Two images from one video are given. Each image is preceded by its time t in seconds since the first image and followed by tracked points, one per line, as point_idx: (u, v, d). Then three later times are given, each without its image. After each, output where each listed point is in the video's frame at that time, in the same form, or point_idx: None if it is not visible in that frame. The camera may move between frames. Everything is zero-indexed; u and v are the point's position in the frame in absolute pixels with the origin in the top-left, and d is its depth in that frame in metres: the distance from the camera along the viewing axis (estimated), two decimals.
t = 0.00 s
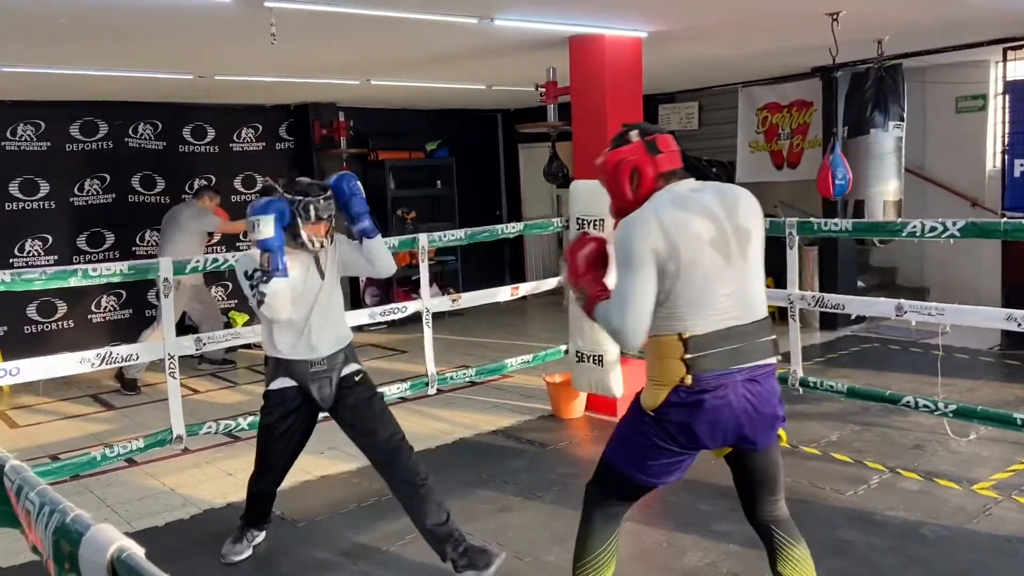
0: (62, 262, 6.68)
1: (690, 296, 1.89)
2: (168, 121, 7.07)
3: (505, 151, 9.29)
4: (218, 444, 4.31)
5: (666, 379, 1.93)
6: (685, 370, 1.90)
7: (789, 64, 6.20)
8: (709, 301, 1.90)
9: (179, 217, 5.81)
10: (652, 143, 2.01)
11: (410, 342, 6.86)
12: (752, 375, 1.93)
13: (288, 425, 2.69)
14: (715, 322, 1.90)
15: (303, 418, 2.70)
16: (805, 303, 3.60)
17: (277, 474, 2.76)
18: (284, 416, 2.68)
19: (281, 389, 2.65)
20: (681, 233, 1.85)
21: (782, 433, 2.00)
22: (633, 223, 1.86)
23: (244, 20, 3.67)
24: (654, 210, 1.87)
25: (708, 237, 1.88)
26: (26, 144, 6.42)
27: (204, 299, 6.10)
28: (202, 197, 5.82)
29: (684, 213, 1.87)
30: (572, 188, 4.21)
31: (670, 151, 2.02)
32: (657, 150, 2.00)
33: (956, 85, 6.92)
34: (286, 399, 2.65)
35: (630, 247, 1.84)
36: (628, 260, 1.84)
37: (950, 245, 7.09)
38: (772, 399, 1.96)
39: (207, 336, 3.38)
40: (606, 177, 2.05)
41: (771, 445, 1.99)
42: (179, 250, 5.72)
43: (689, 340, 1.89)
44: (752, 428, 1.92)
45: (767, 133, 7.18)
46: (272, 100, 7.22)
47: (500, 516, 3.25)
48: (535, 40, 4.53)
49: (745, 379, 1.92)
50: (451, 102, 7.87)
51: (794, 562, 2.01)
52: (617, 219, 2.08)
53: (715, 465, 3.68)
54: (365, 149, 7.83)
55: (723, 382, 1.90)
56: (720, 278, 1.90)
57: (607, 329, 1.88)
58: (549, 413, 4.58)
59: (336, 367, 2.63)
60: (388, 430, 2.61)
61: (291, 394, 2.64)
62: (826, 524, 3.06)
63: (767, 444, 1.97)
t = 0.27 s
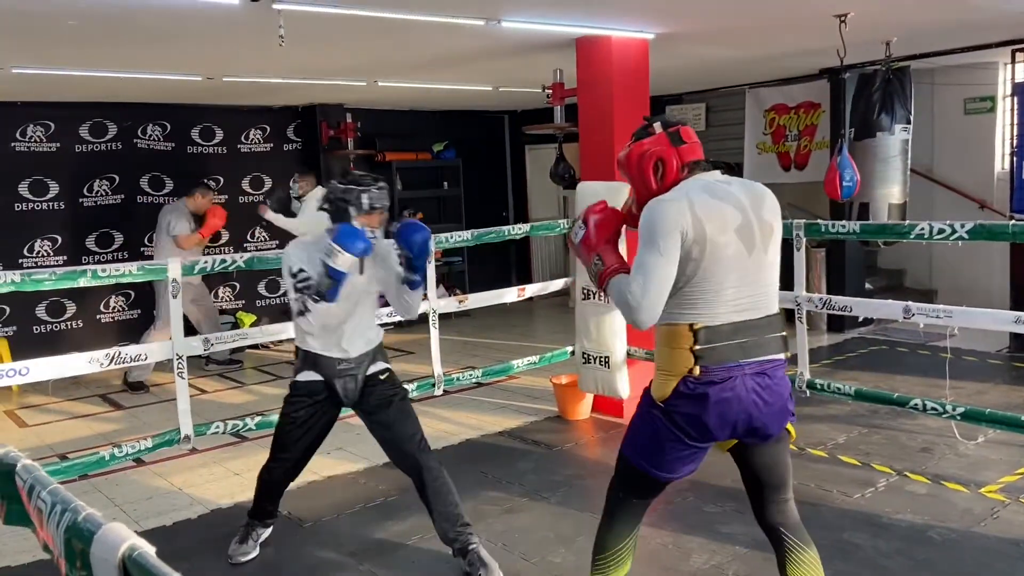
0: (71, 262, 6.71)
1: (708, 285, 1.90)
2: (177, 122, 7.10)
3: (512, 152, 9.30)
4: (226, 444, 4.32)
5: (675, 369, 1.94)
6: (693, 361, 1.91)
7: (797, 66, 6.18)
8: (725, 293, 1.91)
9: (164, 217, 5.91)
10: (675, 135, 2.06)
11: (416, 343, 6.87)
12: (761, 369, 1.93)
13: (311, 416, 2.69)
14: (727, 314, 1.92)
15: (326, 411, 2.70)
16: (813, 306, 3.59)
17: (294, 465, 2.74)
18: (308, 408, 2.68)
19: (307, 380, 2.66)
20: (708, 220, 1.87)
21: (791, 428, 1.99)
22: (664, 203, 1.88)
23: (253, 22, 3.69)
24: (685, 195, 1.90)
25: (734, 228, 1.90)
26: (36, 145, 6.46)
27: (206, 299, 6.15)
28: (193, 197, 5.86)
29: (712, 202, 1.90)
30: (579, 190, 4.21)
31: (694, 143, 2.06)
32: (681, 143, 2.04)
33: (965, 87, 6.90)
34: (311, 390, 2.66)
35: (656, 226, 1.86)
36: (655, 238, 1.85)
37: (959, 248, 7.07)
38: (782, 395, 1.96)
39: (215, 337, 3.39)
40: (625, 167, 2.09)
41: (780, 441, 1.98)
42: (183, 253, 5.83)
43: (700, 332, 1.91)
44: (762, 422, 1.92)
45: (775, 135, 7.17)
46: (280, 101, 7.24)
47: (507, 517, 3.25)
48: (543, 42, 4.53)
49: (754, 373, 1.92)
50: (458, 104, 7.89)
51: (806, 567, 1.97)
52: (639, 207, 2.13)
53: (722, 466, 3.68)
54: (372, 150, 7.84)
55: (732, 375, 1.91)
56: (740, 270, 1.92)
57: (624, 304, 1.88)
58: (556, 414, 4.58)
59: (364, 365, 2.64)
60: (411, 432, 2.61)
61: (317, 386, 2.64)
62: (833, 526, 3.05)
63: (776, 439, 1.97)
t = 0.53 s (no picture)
0: (80, 263, 6.74)
1: (683, 296, 1.91)
2: (186, 123, 7.13)
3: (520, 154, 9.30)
4: (233, 444, 4.34)
5: (662, 374, 1.94)
6: (680, 365, 1.91)
7: (806, 67, 6.16)
8: (703, 301, 1.91)
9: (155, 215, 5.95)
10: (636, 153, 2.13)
11: (423, 344, 6.88)
12: (749, 369, 1.92)
13: (349, 414, 2.67)
14: (709, 320, 1.91)
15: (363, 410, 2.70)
16: (821, 308, 3.58)
17: (336, 467, 2.71)
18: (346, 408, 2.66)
19: (345, 379, 2.65)
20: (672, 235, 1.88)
21: (785, 426, 1.99)
22: (627, 227, 1.90)
23: (262, 24, 3.70)
24: (648, 214, 1.91)
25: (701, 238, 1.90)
26: (46, 146, 6.49)
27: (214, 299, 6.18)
28: (180, 192, 5.86)
29: (676, 214, 1.90)
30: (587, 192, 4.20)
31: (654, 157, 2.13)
32: (641, 159, 2.12)
33: (974, 88, 6.87)
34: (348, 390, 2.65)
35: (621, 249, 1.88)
36: (621, 262, 1.88)
37: (968, 250, 7.04)
38: (771, 393, 1.95)
39: (223, 337, 3.40)
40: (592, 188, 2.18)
41: (775, 439, 1.98)
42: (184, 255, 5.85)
43: (683, 337, 1.91)
44: (751, 422, 1.91)
45: (783, 136, 7.15)
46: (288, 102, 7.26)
47: (513, 518, 3.25)
48: (551, 43, 4.54)
49: (742, 374, 1.92)
50: (465, 105, 7.90)
51: (807, 568, 1.96)
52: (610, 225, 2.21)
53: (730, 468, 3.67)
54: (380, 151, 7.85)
55: (719, 378, 1.90)
56: (715, 278, 1.92)
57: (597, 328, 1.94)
58: (563, 416, 4.58)
59: (399, 363, 2.65)
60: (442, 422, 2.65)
61: (356, 383, 2.64)
62: (841, 529, 3.04)
63: (769, 438, 1.96)
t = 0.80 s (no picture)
0: (89, 263, 6.77)
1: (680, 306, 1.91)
2: (194, 124, 7.15)
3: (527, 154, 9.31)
4: (241, 443, 4.34)
5: (663, 381, 1.93)
6: (680, 372, 1.90)
7: (813, 67, 6.15)
8: (699, 309, 1.91)
9: (173, 216, 5.92)
10: (628, 165, 2.10)
11: (430, 344, 6.89)
12: (748, 374, 1.92)
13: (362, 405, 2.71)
14: (706, 327, 1.91)
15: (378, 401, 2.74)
16: (829, 309, 3.57)
17: (344, 451, 2.77)
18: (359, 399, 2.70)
19: (359, 371, 2.67)
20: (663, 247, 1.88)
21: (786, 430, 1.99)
22: (617, 242, 1.90)
23: (269, 24, 3.71)
24: (638, 227, 1.91)
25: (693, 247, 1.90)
26: (54, 146, 6.52)
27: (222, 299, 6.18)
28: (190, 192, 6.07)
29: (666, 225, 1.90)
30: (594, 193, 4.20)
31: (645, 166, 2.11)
32: (633, 171, 2.09)
33: (983, 89, 6.84)
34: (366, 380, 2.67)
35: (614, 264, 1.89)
36: (614, 278, 1.89)
37: (977, 251, 7.01)
38: (771, 398, 1.94)
39: (232, 337, 3.41)
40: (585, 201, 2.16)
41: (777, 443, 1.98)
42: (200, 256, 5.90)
43: (682, 344, 1.90)
44: (752, 426, 1.91)
45: (791, 136, 7.13)
46: (295, 103, 7.27)
47: (520, 519, 3.25)
48: (558, 44, 4.53)
49: (742, 379, 1.91)
50: (472, 105, 7.90)
51: (812, 571, 1.95)
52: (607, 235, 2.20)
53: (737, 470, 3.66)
54: (387, 152, 7.86)
55: (719, 384, 1.90)
56: (710, 285, 1.91)
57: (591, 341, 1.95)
58: (570, 416, 4.58)
59: (410, 355, 2.65)
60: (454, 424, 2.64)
61: (368, 375, 2.66)
62: (849, 530, 3.04)
63: (771, 442, 1.96)
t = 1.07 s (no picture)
0: (96, 263, 6.79)
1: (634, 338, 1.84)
2: (201, 124, 7.17)
3: (533, 154, 9.30)
4: (248, 443, 4.35)
5: (623, 404, 1.86)
6: (637, 396, 1.85)
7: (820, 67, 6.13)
8: (653, 330, 1.84)
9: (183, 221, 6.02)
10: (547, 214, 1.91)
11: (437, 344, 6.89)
12: (701, 384, 1.87)
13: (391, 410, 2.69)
14: (665, 345, 1.85)
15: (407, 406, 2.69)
16: (836, 310, 3.56)
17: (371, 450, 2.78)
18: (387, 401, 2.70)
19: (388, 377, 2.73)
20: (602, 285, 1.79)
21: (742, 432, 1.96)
22: (566, 295, 1.76)
23: (277, 25, 3.72)
24: (579, 273, 1.78)
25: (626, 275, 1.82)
26: (62, 146, 6.54)
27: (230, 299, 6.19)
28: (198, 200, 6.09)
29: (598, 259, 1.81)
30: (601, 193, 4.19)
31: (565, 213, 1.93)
32: (550, 219, 1.90)
33: (992, 89, 6.81)
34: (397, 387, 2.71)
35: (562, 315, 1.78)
36: (568, 331, 1.76)
37: (985, 252, 6.98)
38: (725, 406, 1.90)
39: (239, 337, 3.41)
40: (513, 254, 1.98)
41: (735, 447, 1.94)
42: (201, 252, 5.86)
43: (636, 367, 1.84)
44: (708, 436, 1.88)
45: (798, 137, 7.11)
46: (302, 103, 7.29)
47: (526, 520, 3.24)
48: (565, 44, 4.53)
49: (694, 390, 1.87)
50: (479, 105, 7.90)
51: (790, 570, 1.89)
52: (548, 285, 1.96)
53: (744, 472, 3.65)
54: (394, 152, 7.87)
55: (671, 398, 1.85)
56: (654, 310, 1.85)
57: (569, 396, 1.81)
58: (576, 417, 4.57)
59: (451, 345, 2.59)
60: (481, 425, 2.55)
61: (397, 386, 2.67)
62: (856, 532, 3.02)
63: (729, 447, 1.92)
